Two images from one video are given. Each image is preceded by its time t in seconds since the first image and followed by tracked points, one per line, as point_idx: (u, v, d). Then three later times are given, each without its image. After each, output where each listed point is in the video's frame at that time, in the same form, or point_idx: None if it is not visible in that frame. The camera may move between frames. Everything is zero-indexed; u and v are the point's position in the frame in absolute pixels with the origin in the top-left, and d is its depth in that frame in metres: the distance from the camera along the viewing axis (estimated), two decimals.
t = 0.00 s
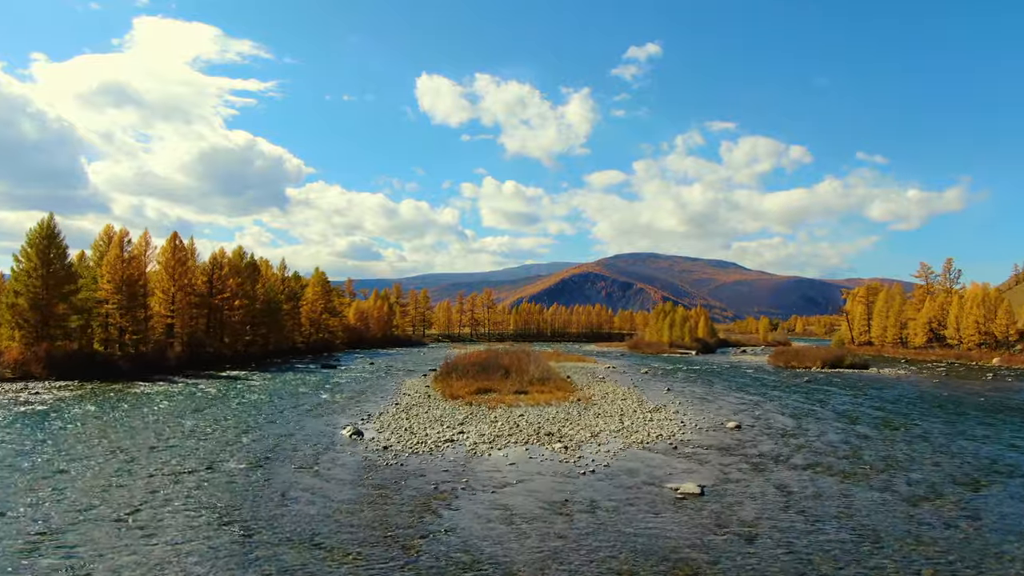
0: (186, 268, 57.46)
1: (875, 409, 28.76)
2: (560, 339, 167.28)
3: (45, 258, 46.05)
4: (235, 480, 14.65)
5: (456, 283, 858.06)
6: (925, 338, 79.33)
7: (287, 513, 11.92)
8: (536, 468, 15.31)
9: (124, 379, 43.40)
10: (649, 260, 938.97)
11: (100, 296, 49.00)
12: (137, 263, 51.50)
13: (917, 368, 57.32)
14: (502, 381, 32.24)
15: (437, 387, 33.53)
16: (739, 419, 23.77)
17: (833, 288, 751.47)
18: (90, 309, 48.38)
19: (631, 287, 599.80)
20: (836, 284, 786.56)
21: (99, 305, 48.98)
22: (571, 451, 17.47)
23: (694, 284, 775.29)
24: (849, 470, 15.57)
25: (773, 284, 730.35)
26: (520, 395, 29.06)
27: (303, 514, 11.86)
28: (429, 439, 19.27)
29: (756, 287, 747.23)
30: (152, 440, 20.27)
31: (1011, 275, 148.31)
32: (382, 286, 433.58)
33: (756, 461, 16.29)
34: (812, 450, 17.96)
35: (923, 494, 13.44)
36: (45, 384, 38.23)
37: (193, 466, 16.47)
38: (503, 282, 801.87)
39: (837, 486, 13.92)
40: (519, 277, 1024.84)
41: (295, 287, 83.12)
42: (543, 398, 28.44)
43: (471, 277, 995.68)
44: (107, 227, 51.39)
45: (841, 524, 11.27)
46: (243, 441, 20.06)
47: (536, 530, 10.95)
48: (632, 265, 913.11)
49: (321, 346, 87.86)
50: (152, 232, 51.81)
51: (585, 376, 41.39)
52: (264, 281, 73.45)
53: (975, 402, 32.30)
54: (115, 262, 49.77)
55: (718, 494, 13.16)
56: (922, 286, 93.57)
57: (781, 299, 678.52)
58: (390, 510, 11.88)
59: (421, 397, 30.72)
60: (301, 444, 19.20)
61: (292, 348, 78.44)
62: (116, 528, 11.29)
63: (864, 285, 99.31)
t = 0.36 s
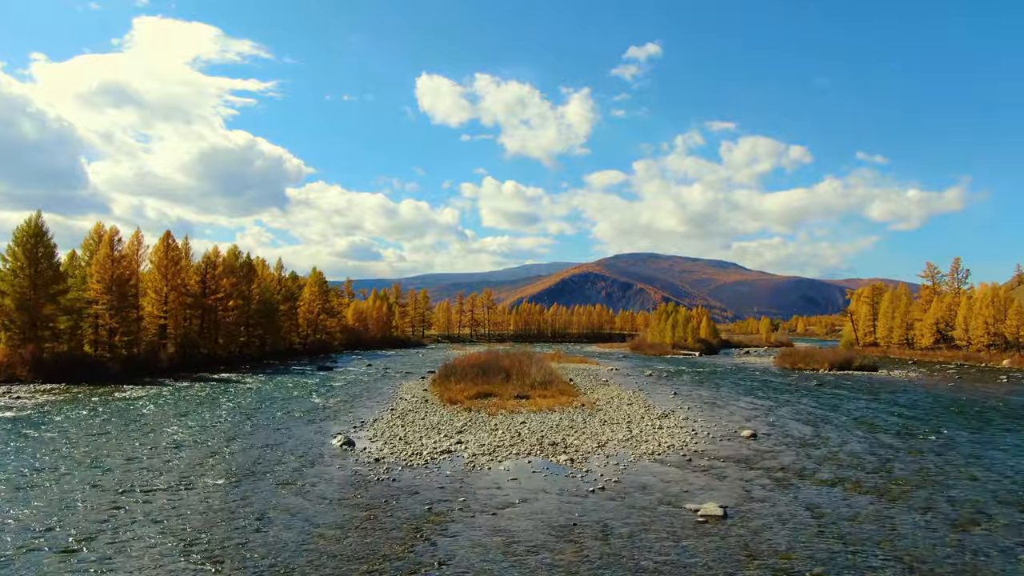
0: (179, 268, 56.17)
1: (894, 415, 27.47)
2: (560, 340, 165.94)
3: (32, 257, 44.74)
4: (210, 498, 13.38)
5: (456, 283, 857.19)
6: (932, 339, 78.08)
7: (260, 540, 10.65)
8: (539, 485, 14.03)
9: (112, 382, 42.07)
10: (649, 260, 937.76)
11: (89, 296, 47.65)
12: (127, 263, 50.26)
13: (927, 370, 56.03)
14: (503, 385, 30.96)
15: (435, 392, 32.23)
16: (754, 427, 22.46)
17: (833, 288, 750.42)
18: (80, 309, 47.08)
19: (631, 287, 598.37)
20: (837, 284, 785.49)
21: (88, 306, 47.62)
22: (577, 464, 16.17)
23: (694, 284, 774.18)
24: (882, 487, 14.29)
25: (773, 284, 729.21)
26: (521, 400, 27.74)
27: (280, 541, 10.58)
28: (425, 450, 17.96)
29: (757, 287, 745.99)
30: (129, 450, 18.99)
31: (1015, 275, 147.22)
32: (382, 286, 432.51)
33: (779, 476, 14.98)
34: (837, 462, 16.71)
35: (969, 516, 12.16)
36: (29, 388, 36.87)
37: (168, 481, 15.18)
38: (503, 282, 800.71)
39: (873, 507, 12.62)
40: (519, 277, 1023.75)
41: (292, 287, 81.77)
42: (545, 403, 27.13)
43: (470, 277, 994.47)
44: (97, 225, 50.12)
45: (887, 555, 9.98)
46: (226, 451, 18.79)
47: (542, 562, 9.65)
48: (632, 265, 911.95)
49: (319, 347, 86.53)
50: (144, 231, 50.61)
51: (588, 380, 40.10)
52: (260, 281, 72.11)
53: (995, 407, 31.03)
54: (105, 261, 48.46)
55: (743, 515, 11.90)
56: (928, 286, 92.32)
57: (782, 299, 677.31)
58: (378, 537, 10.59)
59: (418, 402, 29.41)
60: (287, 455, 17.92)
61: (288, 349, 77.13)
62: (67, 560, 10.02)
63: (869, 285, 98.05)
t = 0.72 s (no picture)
0: (172, 268, 54.92)
1: (914, 422, 26.20)
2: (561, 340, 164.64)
3: (18, 257, 43.50)
4: (179, 521, 12.14)
5: (456, 283, 855.55)
6: (939, 340, 76.87)
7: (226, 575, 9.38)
8: (544, 506, 12.78)
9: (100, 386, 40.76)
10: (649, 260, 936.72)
11: (78, 297, 46.35)
12: (117, 263, 48.96)
13: (937, 372, 54.78)
14: (503, 389, 29.71)
15: (432, 396, 30.98)
16: (770, 436, 21.17)
17: (833, 288, 749.67)
18: (68, 310, 45.79)
19: (631, 287, 597.33)
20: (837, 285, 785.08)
21: (77, 306, 46.33)
22: (585, 480, 14.88)
23: (694, 284, 773.28)
24: (922, 507, 12.99)
25: (774, 284, 728.17)
26: (522, 406, 26.44)
27: None
28: (420, 463, 16.65)
29: (757, 288, 745.70)
30: (102, 462, 17.74)
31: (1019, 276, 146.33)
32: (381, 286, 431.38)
33: (807, 496, 13.66)
34: (866, 477, 15.46)
35: None
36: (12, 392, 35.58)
37: (137, 499, 13.93)
38: (502, 282, 799.67)
39: (917, 534, 11.30)
40: (519, 278, 1022.38)
41: (289, 288, 80.54)
42: (547, 409, 25.83)
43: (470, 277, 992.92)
44: (86, 224, 48.86)
45: None
46: (206, 463, 17.52)
47: None
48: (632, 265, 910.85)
49: (317, 348, 85.25)
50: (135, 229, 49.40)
51: (591, 383, 38.82)
52: (256, 281, 70.89)
53: (1017, 412, 29.77)
54: (94, 261, 47.16)
55: (773, 543, 10.67)
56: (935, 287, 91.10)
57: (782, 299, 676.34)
58: (361, 572, 9.31)
59: (414, 408, 28.11)
60: (271, 468, 16.69)
61: (285, 351, 75.89)
62: None
63: (874, 286, 96.84)
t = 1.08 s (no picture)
0: (165, 268, 53.58)
1: (936, 430, 24.93)
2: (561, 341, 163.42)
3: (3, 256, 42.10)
4: (139, 552, 10.84)
5: (456, 284, 854.66)
6: (947, 341, 75.65)
7: None
8: (548, 532, 11.49)
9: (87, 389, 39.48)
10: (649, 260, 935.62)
11: (66, 297, 45.03)
12: (107, 262, 47.59)
13: (948, 375, 53.51)
14: (503, 395, 28.39)
15: (430, 401, 29.69)
16: (789, 446, 19.91)
17: (834, 289, 748.51)
18: (56, 311, 44.49)
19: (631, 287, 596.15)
20: (837, 285, 783.70)
21: (65, 307, 45.03)
22: (593, 500, 13.58)
23: (694, 284, 772.07)
24: (970, 533, 11.73)
25: (774, 285, 726.83)
26: (524, 413, 25.15)
27: None
28: (414, 479, 15.36)
29: (757, 288, 744.53)
30: (71, 478, 16.46)
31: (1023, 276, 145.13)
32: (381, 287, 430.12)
33: (840, 519, 12.40)
34: (900, 495, 14.18)
35: None
36: None
37: (99, 524, 12.64)
38: (502, 283, 798.29)
39: (972, 566, 10.06)
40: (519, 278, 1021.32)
41: (285, 288, 79.25)
42: (550, 416, 24.54)
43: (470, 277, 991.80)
44: (75, 222, 47.47)
45: None
46: (183, 478, 16.24)
47: None
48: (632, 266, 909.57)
49: (314, 349, 83.88)
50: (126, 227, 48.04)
51: (594, 387, 37.47)
52: (251, 281, 69.62)
53: None
54: (83, 260, 45.78)
55: None
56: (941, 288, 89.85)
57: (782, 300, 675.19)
58: None
59: (411, 414, 26.82)
60: (251, 485, 15.40)
61: (282, 352, 74.59)
62: None
63: (879, 286, 95.61)
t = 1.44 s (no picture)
0: (157, 268, 52.22)
1: (961, 440, 23.63)
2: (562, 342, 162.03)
3: None
4: None
5: (456, 284, 853.15)
6: (955, 343, 74.30)
7: None
8: (555, 564, 10.18)
9: (73, 393, 38.18)
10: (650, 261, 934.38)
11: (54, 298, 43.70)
12: (96, 262, 46.26)
13: (960, 378, 52.15)
14: (504, 401, 27.05)
15: (427, 407, 28.38)
16: (810, 459, 18.62)
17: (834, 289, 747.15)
18: (43, 312, 43.18)
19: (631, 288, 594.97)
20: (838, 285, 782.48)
21: (52, 308, 43.71)
22: (603, 523, 12.27)
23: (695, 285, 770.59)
24: None
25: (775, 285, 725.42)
26: (526, 422, 23.85)
27: None
28: (407, 498, 14.05)
29: (758, 288, 743.14)
30: (33, 496, 15.14)
31: None
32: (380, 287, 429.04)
33: (881, 548, 11.12)
34: (941, 518, 12.92)
35: None
36: None
37: (51, 554, 11.29)
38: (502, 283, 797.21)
39: None
40: (519, 278, 1019.65)
41: (282, 289, 77.91)
42: (553, 424, 23.24)
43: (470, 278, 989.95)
44: (63, 220, 46.08)
45: None
46: (154, 497, 14.91)
47: None
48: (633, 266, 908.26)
49: (310, 350, 82.49)
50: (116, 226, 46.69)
51: (598, 392, 36.18)
52: (247, 282, 68.27)
53: None
54: (70, 260, 44.41)
55: None
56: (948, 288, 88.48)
57: (783, 300, 673.80)
58: None
59: (407, 422, 25.51)
60: (229, 504, 14.11)
61: (278, 354, 73.24)
62: None
63: (885, 287, 94.26)
